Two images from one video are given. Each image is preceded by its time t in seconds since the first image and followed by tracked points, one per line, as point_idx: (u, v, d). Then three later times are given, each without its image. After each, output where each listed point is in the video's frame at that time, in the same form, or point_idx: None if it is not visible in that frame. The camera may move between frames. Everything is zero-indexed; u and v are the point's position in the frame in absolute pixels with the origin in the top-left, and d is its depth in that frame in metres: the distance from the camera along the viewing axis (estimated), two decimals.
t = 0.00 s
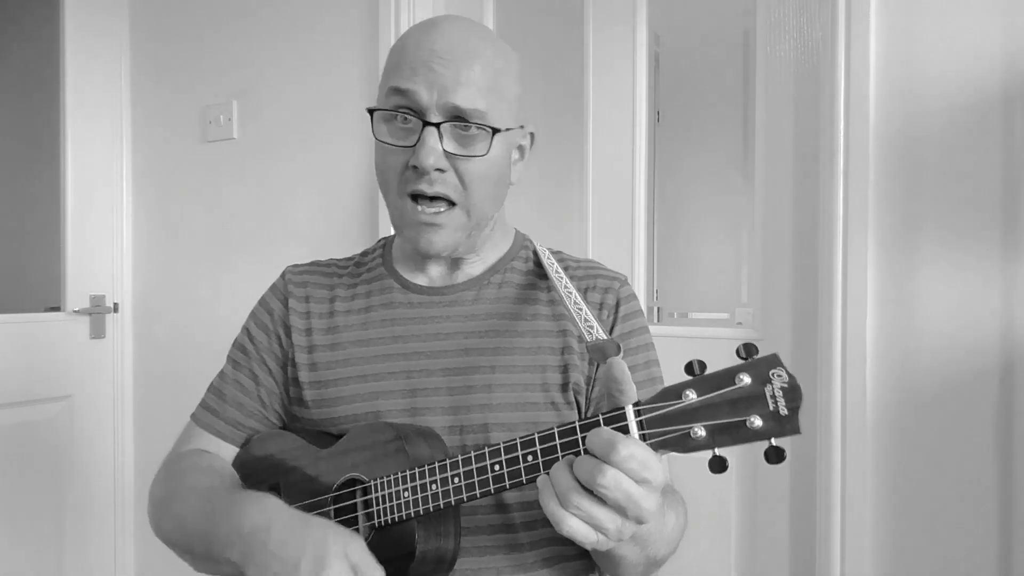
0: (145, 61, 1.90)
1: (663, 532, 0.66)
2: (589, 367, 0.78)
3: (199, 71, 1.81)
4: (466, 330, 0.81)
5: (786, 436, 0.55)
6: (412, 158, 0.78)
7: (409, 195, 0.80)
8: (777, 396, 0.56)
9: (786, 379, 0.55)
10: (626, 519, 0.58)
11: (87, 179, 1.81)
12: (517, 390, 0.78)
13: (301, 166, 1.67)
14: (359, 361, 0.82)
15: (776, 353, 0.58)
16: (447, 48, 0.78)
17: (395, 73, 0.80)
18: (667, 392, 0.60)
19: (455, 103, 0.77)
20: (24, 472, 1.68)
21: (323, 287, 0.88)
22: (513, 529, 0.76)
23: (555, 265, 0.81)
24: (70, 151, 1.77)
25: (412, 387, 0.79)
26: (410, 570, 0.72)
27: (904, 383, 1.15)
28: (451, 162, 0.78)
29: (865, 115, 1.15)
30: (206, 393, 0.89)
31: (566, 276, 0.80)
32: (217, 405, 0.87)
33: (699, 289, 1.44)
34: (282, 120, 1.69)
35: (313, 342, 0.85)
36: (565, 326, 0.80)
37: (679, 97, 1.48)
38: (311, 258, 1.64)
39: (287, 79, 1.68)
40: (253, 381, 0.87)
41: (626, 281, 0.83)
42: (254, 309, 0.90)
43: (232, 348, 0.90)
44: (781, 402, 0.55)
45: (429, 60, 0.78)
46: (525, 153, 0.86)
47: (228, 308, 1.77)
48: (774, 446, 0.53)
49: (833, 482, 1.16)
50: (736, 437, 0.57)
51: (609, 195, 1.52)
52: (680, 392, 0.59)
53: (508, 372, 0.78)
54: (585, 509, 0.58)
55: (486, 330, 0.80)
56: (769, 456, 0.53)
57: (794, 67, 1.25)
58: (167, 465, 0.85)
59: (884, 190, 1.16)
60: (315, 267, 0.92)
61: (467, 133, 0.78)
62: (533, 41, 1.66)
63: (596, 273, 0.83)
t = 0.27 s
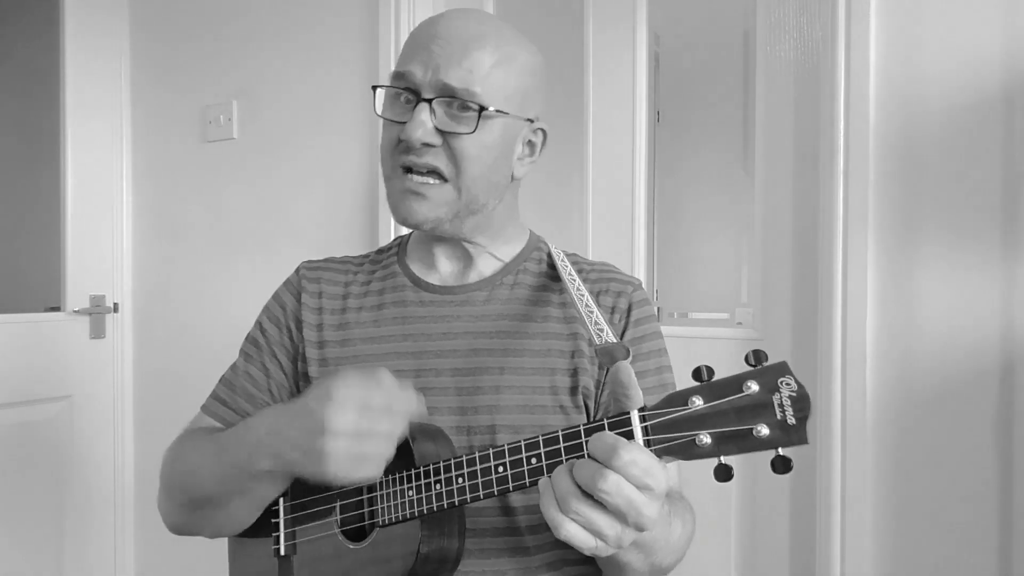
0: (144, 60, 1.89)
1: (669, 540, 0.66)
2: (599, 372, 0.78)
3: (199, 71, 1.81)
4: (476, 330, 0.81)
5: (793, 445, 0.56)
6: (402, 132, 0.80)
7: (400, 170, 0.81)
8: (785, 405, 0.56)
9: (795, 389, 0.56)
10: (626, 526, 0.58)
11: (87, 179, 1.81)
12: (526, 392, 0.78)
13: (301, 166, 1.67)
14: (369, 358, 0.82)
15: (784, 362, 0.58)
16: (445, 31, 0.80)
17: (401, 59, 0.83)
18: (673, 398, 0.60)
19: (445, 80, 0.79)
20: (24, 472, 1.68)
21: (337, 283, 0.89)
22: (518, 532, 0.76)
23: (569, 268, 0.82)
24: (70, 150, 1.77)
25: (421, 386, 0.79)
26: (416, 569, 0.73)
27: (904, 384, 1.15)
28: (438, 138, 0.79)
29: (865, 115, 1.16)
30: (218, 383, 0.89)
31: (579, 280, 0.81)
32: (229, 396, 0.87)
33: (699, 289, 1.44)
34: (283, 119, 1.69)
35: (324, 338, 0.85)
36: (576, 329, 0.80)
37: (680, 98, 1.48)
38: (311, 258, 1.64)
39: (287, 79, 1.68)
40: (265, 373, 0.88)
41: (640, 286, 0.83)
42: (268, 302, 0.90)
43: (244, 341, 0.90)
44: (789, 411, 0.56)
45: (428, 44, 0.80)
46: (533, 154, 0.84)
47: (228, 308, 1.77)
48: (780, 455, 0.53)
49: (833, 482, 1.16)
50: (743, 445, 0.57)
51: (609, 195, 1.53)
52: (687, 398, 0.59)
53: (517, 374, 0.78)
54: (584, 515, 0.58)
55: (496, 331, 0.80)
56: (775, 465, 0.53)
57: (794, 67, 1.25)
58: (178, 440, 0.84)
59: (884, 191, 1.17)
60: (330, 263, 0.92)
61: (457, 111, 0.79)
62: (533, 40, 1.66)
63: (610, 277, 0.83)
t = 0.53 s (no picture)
0: (144, 60, 1.89)
1: (668, 544, 0.66)
2: (597, 371, 0.78)
3: (199, 71, 1.81)
4: (474, 331, 0.81)
5: (787, 446, 0.56)
6: (440, 112, 0.81)
7: (434, 149, 0.82)
8: (779, 406, 0.56)
9: (789, 389, 0.56)
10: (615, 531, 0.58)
11: (87, 179, 1.81)
12: (524, 393, 0.78)
13: (300, 166, 1.67)
14: (366, 360, 0.82)
15: (778, 361, 0.58)
16: (480, 22, 0.83)
17: (430, 45, 0.85)
18: (667, 400, 0.60)
19: (485, 65, 0.82)
20: (25, 473, 1.68)
21: (334, 285, 0.89)
22: (517, 534, 0.76)
23: (565, 268, 0.82)
24: (70, 151, 1.77)
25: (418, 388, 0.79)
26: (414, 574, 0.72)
27: (904, 384, 1.15)
28: (477, 120, 0.81)
29: (865, 115, 1.16)
30: (213, 390, 0.89)
31: (576, 280, 0.81)
32: (225, 403, 0.88)
33: (698, 289, 1.44)
34: (282, 119, 1.69)
35: (321, 340, 0.85)
36: (573, 329, 0.80)
37: (679, 98, 1.48)
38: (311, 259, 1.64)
39: (287, 79, 1.68)
40: (260, 380, 0.88)
41: (636, 286, 0.83)
42: (264, 306, 0.90)
43: (240, 345, 0.90)
44: (783, 412, 0.56)
45: (462, 32, 0.83)
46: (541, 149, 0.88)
47: (228, 308, 1.77)
48: (775, 455, 0.53)
49: (833, 482, 1.16)
50: (737, 448, 0.57)
51: (609, 195, 1.53)
52: (680, 400, 0.59)
53: (515, 375, 0.78)
54: (572, 520, 0.58)
55: (494, 332, 0.80)
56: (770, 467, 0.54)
57: (795, 67, 1.24)
58: (176, 457, 0.86)
59: (884, 192, 1.17)
60: (327, 265, 0.92)
61: (494, 95, 0.82)
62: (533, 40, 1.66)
63: (607, 276, 0.83)
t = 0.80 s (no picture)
0: (145, 60, 1.90)
1: (663, 542, 0.66)
2: (592, 366, 0.78)
3: (199, 72, 1.81)
4: (468, 330, 0.81)
5: (788, 432, 0.55)
6: (443, 111, 0.82)
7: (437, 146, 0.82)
8: (778, 392, 0.56)
9: (788, 374, 0.55)
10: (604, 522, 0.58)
11: (87, 179, 1.81)
12: (520, 390, 0.78)
13: (300, 166, 1.67)
14: (362, 362, 0.82)
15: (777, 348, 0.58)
16: (476, 20, 0.84)
17: (426, 43, 0.85)
18: (666, 389, 0.60)
19: (485, 62, 0.83)
20: (24, 473, 1.68)
21: (326, 288, 0.88)
22: (517, 532, 0.76)
23: (557, 263, 0.82)
24: (70, 151, 1.77)
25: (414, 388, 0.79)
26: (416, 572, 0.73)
27: (905, 383, 1.15)
28: (481, 116, 0.82)
29: (865, 115, 1.16)
30: (208, 396, 0.89)
31: (568, 275, 0.81)
32: (220, 408, 0.87)
33: (698, 289, 1.44)
34: (282, 119, 1.69)
35: (316, 343, 0.85)
36: (567, 325, 0.80)
37: (679, 97, 1.48)
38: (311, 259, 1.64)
39: (287, 79, 1.68)
40: (256, 383, 0.88)
41: (629, 279, 0.83)
42: (256, 311, 0.90)
43: (234, 351, 0.90)
44: (782, 398, 0.56)
45: (460, 29, 0.84)
46: (532, 141, 0.91)
47: (228, 308, 1.77)
48: (776, 443, 0.53)
49: (833, 482, 1.16)
50: (737, 434, 0.57)
51: (609, 195, 1.53)
52: (679, 389, 0.60)
53: (510, 373, 0.78)
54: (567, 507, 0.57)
55: (488, 331, 0.80)
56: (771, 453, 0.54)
57: (794, 66, 1.24)
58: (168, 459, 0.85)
59: (884, 191, 1.17)
60: (318, 268, 0.91)
61: (495, 93, 0.83)
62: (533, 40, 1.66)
63: (600, 270, 0.83)
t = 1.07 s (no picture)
0: (145, 60, 1.90)
1: (659, 539, 0.67)
2: (594, 365, 0.78)
3: (199, 71, 1.81)
4: (472, 330, 0.81)
5: (791, 429, 0.56)
6: (441, 114, 0.82)
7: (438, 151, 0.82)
8: (781, 389, 0.56)
9: (791, 372, 0.56)
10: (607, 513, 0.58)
11: (87, 179, 1.81)
12: (523, 389, 0.78)
13: (300, 166, 1.67)
14: (365, 361, 0.82)
15: (779, 345, 0.58)
16: (471, 21, 0.84)
17: (421, 47, 0.85)
18: (670, 387, 0.60)
19: (482, 63, 0.82)
20: (25, 473, 1.68)
21: (329, 288, 0.88)
22: (519, 530, 0.76)
23: (560, 263, 0.82)
24: (70, 150, 1.77)
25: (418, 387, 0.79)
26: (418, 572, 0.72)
27: (905, 383, 1.15)
28: (480, 118, 0.82)
29: (865, 116, 1.16)
30: (212, 396, 0.89)
31: (571, 275, 0.81)
32: (224, 408, 0.88)
33: (698, 288, 1.44)
34: (282, 119, 1.69)
35: (319, 343, 0.85)
36: (570, 325, 0.80)
37: (679, 98, 1.48)
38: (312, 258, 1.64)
39: (287, 79, 1.68)
40: (259, 383, 0.88)
41: (631, 279, 0.83)
42: (260, 311, 0.90)
43: (237, 351, 0.90)
44: (785, 395, 0.56)
45: (456, 32, 0.84)
46: (532, 140, 0.92)
47: (228, 308, 1.77)
48: (779, 439, 0.54)
49: (833, 482, 1.16)
50: (741, 432, 0.57)
51: (609, 195, 1.53)
52: (683, 387, 0.59)
53: (514, 372, 0.78)
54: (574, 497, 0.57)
55: (491, 330, 0.80)
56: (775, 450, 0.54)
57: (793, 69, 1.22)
58: (176, 464, 0.86)
59: (883, 191, 1.17)
60: (320, 268, 0.91)
61: (493, 94, 0.83)
62: (533, 40, 1.66)
63: (602, 270, 0.83)
